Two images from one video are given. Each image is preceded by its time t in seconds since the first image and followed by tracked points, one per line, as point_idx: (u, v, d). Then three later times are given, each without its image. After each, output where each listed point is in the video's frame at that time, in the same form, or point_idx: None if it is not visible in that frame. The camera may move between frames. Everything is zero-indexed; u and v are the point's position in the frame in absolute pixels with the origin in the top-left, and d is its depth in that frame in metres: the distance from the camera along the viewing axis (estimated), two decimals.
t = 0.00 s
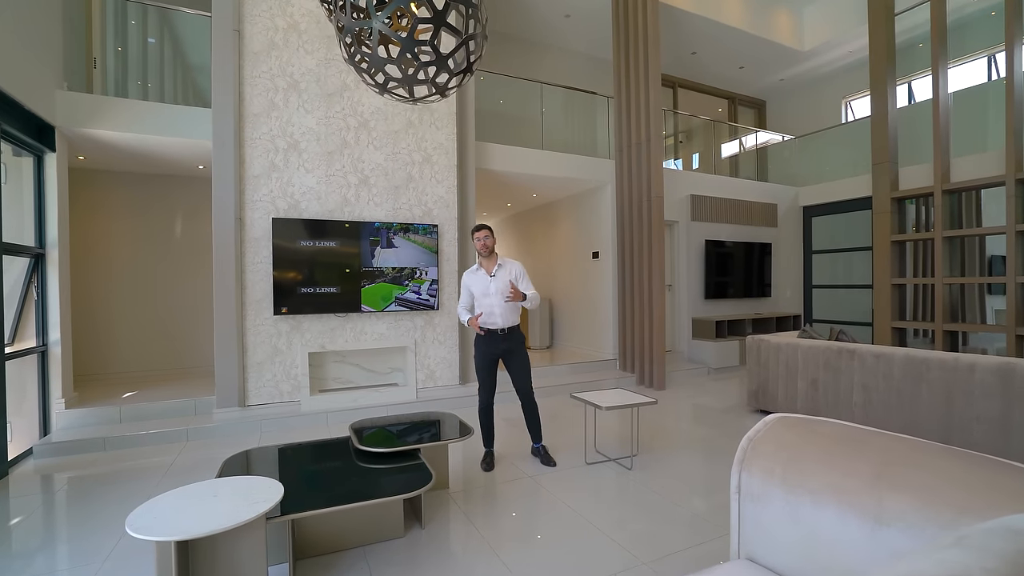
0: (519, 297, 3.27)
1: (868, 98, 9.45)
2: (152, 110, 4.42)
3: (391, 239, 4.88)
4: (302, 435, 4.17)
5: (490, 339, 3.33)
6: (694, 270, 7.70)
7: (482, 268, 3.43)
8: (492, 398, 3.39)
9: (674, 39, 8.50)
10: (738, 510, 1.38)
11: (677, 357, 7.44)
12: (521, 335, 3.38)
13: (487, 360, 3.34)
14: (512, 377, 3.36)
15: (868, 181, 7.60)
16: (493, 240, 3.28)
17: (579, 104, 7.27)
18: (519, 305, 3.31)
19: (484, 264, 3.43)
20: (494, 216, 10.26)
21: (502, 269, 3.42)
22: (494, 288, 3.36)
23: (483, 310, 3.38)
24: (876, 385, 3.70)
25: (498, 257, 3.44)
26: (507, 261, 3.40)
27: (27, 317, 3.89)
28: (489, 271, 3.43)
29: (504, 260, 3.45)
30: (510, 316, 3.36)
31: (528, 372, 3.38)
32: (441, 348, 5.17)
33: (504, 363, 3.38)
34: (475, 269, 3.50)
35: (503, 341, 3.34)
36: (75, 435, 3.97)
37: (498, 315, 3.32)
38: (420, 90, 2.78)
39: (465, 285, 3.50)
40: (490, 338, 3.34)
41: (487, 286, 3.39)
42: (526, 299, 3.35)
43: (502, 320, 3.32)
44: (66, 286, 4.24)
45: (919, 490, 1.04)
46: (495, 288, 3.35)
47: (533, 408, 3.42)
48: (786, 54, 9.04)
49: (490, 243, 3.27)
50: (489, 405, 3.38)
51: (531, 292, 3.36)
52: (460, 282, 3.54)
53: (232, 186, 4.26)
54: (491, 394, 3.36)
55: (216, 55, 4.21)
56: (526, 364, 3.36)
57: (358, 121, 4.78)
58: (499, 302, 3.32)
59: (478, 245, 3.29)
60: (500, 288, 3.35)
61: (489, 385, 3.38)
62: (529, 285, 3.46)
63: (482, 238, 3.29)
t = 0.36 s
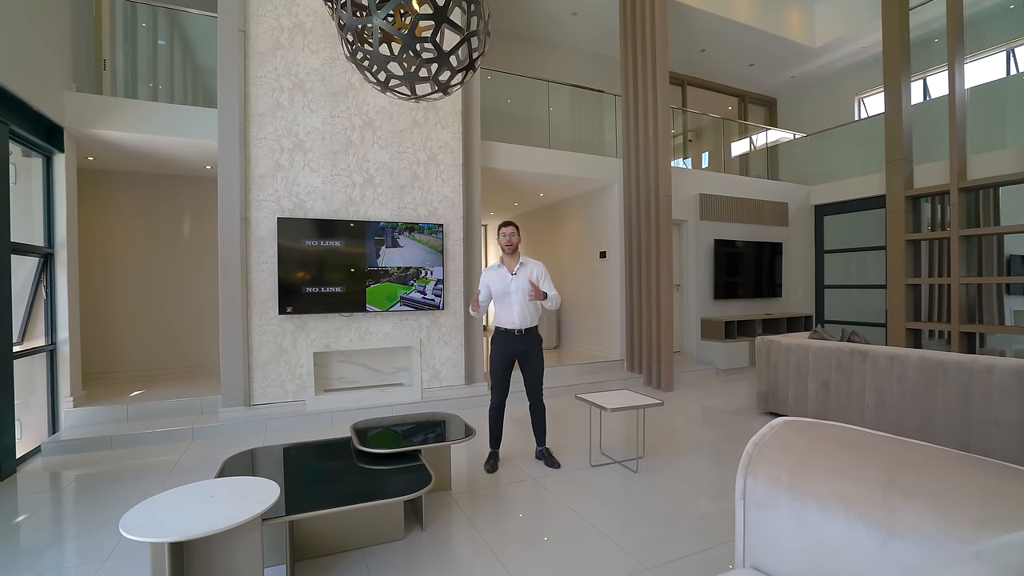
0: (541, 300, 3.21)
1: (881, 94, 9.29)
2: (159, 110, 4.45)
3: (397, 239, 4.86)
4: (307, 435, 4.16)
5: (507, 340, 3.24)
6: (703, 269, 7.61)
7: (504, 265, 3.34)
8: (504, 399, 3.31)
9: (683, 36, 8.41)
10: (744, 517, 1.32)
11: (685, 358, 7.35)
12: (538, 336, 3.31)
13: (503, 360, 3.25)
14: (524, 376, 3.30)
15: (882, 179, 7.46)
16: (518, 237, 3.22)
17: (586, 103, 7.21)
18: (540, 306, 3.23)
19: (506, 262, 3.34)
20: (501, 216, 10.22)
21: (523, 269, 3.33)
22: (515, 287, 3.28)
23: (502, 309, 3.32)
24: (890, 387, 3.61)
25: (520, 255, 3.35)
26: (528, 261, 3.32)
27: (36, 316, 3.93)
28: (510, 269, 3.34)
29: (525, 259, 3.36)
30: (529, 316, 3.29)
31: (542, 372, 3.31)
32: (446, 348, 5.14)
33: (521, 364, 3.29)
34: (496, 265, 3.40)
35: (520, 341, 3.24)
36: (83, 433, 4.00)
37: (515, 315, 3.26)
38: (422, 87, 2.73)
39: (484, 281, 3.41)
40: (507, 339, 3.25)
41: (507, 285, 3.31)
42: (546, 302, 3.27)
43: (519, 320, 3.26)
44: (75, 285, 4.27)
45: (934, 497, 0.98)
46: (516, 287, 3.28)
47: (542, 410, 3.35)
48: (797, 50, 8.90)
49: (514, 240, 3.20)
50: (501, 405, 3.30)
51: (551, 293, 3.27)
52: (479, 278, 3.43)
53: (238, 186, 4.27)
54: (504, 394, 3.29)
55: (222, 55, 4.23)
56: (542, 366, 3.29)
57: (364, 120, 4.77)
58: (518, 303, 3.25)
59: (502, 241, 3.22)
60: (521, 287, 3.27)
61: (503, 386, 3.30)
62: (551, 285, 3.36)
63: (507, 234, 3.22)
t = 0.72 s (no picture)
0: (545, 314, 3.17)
1: (895, 91, 9.12)
2: (166, 110, 4.47)
3: (402, 238, 4.83)
4: (311, 436, 4.14)
5: (515, 340, 3.18)
6: (712, 269, 7.50)
7: (517, 264, 3.27)
8: (511, 400, 3.22)
9: (693, 33, 8.32)
10: (752, 529, 1.15)
11: (694, 359, 7.26)
12: (546, 337, 3.24)
13: (511, 361, 3.18)
14: (530, 377, 3.24)
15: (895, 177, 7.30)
16: (534, 236, 3.16)
17: (594, 101, 7.15)
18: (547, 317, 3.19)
19: (519, 260, 3.28)
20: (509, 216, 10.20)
21: (537, 271, 3.29)
22: (528, 288, 3.25)
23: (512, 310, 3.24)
24: (904, 390, 3.51)
25: (534, 256, 3.30)
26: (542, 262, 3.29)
27: (44, 316, 3.96)
28: (523, 269, 3.29)
29: (539, 261, 3.32)
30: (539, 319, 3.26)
31: (550, 373, 3.24)
32: (451, 349, 5.10)
33: (528, 366, 3.23)
34: (507, 263, 3.32)
35: (528, 343, 3.18)
36: (89, 432, 4.01)
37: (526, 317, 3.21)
38: (425, 84, 2.70)
39: (494, 278, 3.32)
40: (516, 340, 3.18)
41: (520, 285, 3.26)
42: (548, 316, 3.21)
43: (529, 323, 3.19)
44: (82, 285, 4.30)
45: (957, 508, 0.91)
46: (530, 289, 3.24)
47: (549, 411, 3.29)
48: (809, 47, 8.75)
49: (530, 240, 3.14)
50: (508, 407, 3.22)
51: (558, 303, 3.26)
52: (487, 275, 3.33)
53: (243, 185, 4.27)
54: (512, 395, 3.20)
55: (228, 55, 4.23)
56: (549, 367, 3.22)
57: (369, 119, 4.75)
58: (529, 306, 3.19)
59: (517, 239, 3.15)
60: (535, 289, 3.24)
61: (510, 387, 3.20)
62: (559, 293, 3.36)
63: (523, 233, 3.16)
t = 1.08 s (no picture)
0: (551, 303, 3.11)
1: (909, 87, 8.94)
2: (168, 110, 4.46)
3: (405, 237, 4.78)
4: (313, 437, 4.11)
5: (517, 341, 3.12)
6: (721, 269, 7.39)
7: (518, 262, 3.24)
8: (514, 402, 3.16)
9: (701, 30, 8.20)
10: (759, 549, 0.97)
11: (702, 360, 7.16)
12: (550, 338, 3.18)
13: (513, 363, 3.12)
14: (533, 378, 3.18)
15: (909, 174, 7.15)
16: (536, 234, 3.09)
17: (601, 99, 7.07)
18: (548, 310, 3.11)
19: (520, 258, 3.25)
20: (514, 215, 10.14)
21: (538, 269, 3.25)
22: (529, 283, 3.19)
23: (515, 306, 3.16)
24: (919, 393, 3.40)
25: (535, 254, 3.27)
26: (543, 261, 3.27)
27: (48, 317, 3.97)
28: (524, 267, 3.26)
29: (540, 260, 3.29)
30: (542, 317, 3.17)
31: (553, 375, 3.17)
32: (455, 349, 5.05)
33: (531, 367, 3.16)
34: (508, 262, 3.30)
35: (531, 344, 3.11)
36: (93, 432, 4.01)
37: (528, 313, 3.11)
38: (424, 79, 2.64)
39: (494, 278, 3.28)
40: (518, 341, 3.12)
41: (521, 282, 3.20)
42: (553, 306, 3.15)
43: (532, 319, 3.11)
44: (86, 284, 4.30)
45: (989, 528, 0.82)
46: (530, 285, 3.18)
47: (552, 414, 3.22)
48: (820, 42, 8.60)
49: (532, 238, 3.07)
50: (510, 409, 3.16)
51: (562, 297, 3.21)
52: (488, 274, 3.29)
53: (245, 185, 4.24)
54: (515, 396, 3.14)
55: (230, 54, 4.20)
56: (553, 369, 3.16)
57: (372, 118, 4.71)
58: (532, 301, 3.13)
59: (519, 237, 3.10)
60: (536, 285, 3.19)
61: (512, 390, 3.15)
62: (562, 289, 3.31)
63: (524, 231, 3.10)
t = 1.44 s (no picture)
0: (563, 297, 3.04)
1: (922, 83, 8.77)
2: (170, 109, 4.44)
3: (407, 237, 4.73)
4: (314, 438, 4.06)
5: (519, 342, 3.04)
6: (729, 268, 7.27)
7: (521, 262, 3.14)
8: (516, 404, 3.09)
9: (709, 25, 8.07)
10: (766, 568, 0.87)
11: (710, 361, 7.04)
12: (553, 339, 3.10)
13: (515, 364, 3.04)
14: (535, 380, 3.11)
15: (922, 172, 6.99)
16: (539, 232, 2.99)
17: (607, 96, 6.96)
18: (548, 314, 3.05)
19: (523, 258, 3.14)
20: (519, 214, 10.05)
21: (541, 268, 3.14)
22: (530, 285, 3.10)
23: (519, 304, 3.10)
24: (934, 397, 3.28)
25: (538, 253, 3.16)
26: (547, 260, 3.15)
27: (48, 316, 3.95)
28: (527, 266, 3.15)
29: (543, 259, 3.18)
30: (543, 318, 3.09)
31: (556, 377, 3.10)
32: (458, 349, 4.99)
33: (533, 368, 3.09)
34: (511, 261, 3.20)
35: (533, 344, 3.04)
36: (93, 433, 3.98)
37: (528, 316, 3.05)
38: (423, 74, 2.56)
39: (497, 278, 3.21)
40: (520, 341, 3.05)
41: (523, 283, 3.12)
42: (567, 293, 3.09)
43: (535, 320, 3.05)
44: (87, 284, 4.29)
45: None
46: (532, 287, 3.09)
47: (555, 416, 3.15)
48: (830, 38, 8.45)
49: (534, 237, 2.98)
50: (512, 412, 3.09)
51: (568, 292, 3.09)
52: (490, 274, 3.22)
53: (246, 184, 4.21)
54: (517, 399, 3.07)
55: (231, 52, 4.17)
56: (556, 370, 3.09)
57: (374, 116, 4.66)
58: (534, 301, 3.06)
59: (521, 236, 2.99)
60: (538, 287, 3.09)
61: (514, 392, 3.08)
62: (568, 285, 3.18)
63: (526, 230, 2.99)
